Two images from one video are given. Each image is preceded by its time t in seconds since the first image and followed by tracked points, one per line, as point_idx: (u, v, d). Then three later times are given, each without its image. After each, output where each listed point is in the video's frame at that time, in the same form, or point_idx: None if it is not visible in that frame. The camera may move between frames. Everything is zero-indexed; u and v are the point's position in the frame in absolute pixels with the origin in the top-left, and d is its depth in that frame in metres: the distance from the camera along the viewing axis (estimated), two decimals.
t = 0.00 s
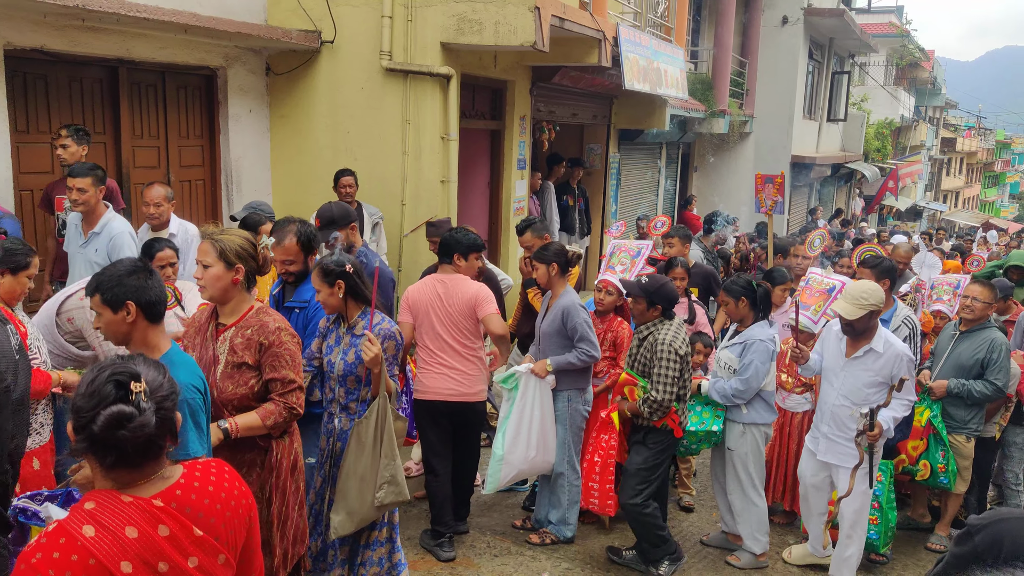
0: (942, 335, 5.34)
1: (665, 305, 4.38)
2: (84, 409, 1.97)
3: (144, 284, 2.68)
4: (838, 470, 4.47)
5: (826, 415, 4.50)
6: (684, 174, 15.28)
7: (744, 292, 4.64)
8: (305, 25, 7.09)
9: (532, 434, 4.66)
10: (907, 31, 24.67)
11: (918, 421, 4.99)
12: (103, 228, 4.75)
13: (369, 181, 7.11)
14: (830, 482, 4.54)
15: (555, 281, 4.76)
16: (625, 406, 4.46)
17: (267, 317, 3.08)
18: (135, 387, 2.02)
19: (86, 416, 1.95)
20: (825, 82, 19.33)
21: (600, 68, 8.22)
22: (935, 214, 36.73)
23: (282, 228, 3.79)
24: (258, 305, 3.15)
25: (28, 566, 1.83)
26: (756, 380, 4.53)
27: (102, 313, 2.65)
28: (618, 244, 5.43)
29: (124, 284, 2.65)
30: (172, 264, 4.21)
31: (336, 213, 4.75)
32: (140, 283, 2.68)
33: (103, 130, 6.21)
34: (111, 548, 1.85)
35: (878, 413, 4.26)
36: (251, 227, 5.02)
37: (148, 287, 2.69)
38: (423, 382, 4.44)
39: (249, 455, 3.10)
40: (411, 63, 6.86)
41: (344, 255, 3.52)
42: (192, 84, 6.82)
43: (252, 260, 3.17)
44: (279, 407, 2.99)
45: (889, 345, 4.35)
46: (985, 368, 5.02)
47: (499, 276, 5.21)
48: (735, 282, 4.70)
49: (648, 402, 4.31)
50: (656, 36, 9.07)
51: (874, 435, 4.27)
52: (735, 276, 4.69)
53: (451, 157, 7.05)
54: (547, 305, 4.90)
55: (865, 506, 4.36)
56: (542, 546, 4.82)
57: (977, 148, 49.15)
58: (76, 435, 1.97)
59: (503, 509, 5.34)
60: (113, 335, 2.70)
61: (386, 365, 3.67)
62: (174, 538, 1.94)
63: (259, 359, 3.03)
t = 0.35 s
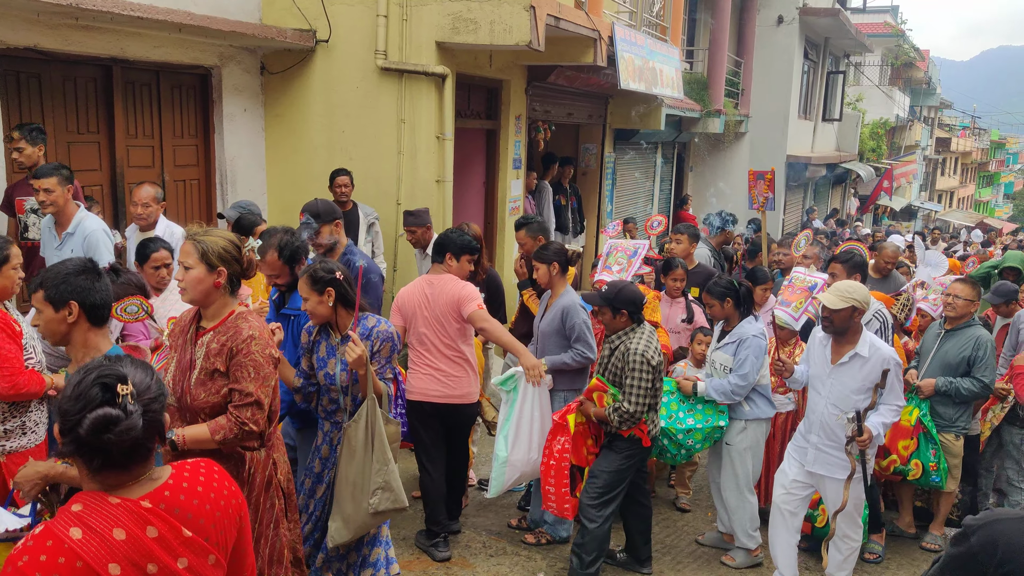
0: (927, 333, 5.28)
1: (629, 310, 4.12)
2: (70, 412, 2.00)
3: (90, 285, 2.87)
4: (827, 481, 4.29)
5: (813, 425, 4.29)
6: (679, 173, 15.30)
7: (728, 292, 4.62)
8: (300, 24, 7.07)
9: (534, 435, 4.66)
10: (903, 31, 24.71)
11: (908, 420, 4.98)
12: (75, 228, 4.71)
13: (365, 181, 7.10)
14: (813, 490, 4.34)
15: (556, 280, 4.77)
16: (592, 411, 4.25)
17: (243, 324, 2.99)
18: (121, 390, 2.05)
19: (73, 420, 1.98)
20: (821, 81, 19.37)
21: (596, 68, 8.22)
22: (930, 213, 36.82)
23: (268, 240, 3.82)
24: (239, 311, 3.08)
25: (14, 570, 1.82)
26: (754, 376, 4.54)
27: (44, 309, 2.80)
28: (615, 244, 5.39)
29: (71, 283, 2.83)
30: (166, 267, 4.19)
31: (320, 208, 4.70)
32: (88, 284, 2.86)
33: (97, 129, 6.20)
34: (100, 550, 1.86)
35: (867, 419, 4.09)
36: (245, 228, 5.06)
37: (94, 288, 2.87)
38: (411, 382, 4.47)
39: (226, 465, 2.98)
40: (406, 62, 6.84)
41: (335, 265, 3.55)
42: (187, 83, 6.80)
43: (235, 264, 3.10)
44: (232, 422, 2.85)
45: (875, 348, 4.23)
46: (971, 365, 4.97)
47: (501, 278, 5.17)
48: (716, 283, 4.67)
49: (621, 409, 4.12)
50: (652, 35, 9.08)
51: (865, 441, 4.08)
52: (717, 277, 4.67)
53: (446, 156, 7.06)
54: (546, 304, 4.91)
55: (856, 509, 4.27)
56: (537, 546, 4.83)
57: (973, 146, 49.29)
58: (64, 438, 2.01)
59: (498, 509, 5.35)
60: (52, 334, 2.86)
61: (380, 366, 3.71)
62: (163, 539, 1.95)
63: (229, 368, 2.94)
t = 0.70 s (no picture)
0: (895, 328, 5.25)
1: (579, 305, 4.02)
2: (52, 410, 1.98)
3: (29, 282, 2.78)
4: (807, 488, 4.07)
5: (777, 429, 4.09)
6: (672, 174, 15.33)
7: (714, 293, 4.66)
8: (293, 22, 7.04)
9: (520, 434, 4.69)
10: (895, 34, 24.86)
11: (890, 414, 4.84)
12: (38, 220, 4.61)
13: (358, 180, 7.07)
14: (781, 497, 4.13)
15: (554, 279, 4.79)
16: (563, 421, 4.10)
17: (173, 323, 2.96)
18: (104, 388, 2.03)
19: (54, 419, 1.96)
20: (814, 83, 19.46)
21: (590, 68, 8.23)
22: (920, 215, 37.07)
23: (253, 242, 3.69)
24: (171, 309, 3.04)
25: None
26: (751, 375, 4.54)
27: None
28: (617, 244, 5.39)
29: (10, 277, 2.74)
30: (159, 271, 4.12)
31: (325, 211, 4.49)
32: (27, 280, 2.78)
33: (87, 127, 6.15)
34: (84, 552, 1.88)
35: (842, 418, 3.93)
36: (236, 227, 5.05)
37: (32, 285, 2.79)
38: (400, 383, 4.45)
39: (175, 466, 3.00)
40: (400, 61, 6.83)
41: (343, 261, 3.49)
42: (178, 81, 6.76)
43: (174, 265, 3.05)
44: (162, 422, 2.87)
45: (829, 342, 4.04)
46: (947, 353, 4.99)
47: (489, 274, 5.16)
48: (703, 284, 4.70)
49: (596, 413, 3.94)
50: (646, 36, 9.09)
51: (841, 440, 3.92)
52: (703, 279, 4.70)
53: (440, 156, 7.06)
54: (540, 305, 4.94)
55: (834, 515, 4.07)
56: (530, 546, 4.81)
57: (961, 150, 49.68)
58: (46, 436, 1.99)
59: (490, 509, 5.33)
60: None
61: (369, 382, 3.51)
62: (147, 540, 1.97)
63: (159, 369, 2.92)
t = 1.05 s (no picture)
0: (871, 326, 5.20)
1: (556, 299, 4.04)
2: (33, 412, 1.96)
3: None
4: (764, 490, 4.01)
5: (744, 431, 4.04)
6: (661, 174, 15.37)
7: (700, 295, 4.73)
8: (281, 20, 6.99)
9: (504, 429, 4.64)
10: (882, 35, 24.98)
11: (873, 412, 4.82)
12: (9, 217, 4.53)
13: (347, 179, 7.03)
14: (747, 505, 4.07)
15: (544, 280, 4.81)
16: (546, 424, 3.97)
17: (115, 309, 2.87)
18: (86, 390, 2.00)
19: (34, 421, 1.94)
20: (801, 84, 19.57)
21: (581, 68, 8.24)
22: (905, 215, 37.41)
23: (231, 245, 3.65)
24: (106, 297, 2.92)
25: None
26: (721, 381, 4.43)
27: None
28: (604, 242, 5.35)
29: None
30: (145, 277, 4.02)
31: (323, 219, 4.40)
32: None
33: (72, 125, 6.08)
34: (64, 555, 1.86)
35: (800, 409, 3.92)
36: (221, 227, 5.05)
37: None
38: (381, 380, 4.43)
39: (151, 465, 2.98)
40: (390, 60, 6.81)
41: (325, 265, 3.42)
42: (165, 79, 6.69)
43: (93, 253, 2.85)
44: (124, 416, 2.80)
45: (792, 338, 4.00)
46: (926, 350, 4.95)
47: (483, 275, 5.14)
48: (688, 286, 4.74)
49: (581, 405, 3.90)
50: (636, 36, 9.12)
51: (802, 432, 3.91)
52: (690, 279, 4.74)
53: (429, 155, 7.03)
54: (526, 302, 5.00)
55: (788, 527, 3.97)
56: (519, 546, 4.81)
57: (945, 150, 50.18)
58: (26, 439, 1.97)
59: (480, 510, 5.31)
60: None
61: (337, 395, 3.42)
62: (130, 543, 1.94)
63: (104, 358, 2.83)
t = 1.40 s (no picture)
0: (862, 331, 5.15)
1: (533, 293, 4.07)
2: (15, 409, 1.94)
3: None
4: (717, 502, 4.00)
5: (704, 434, 4.06)
6: (650, 174, 15.41)
7: (694, 295, 4.72)
8: (270, 15, 6.93)
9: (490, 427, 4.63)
10: (870, 38, 25.11)
11: (850, 418, 4.84)
12: None
13: (335, 176, 6.97)
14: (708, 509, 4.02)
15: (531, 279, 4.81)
16: (523, 416, 3.97)
17: (71, 313, 2.84)
18: (69, 386, 1.98)
19: (16, 417, 1.92)
20: (790, 85, 19.66)
21: (571, 67, 8.24)
22: (891, 216, 37.70)
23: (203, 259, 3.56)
24: (58, 303, 2.87)
25: None
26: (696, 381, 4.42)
27: None
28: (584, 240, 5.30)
29: None
30: (131, 273, 4.04)
31: (318, 221, 4.03)
32: None
33: (57, 119, 6.02)
34: (47, 554, 1.85)
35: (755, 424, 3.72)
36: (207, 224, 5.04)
37: None
38: (365, 370, 4.57)
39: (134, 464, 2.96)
40: (379, 57, 6.78)
41: (265, 254, 3.06)
42: (152, 74, 6.64)
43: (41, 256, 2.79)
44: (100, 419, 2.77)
45: (766, 349, 3.92)
46: (911, 363, 4.88)
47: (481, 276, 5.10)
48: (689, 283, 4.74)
49: (558, 395, 3.92)
50: (626, 36, 9.13)
51: (754, 453, 3.73)
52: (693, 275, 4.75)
53: (418, 153, 7.01)
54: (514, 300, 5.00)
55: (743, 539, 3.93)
56: (506, 545, 4.81)
57: (932, 153, 50.56)
58: (6, 436, 1.95)
59: (468, 509, 5.31)
60: None
61: (288, 387, 3.03)
62: (114, 542, 1.94)
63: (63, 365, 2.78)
